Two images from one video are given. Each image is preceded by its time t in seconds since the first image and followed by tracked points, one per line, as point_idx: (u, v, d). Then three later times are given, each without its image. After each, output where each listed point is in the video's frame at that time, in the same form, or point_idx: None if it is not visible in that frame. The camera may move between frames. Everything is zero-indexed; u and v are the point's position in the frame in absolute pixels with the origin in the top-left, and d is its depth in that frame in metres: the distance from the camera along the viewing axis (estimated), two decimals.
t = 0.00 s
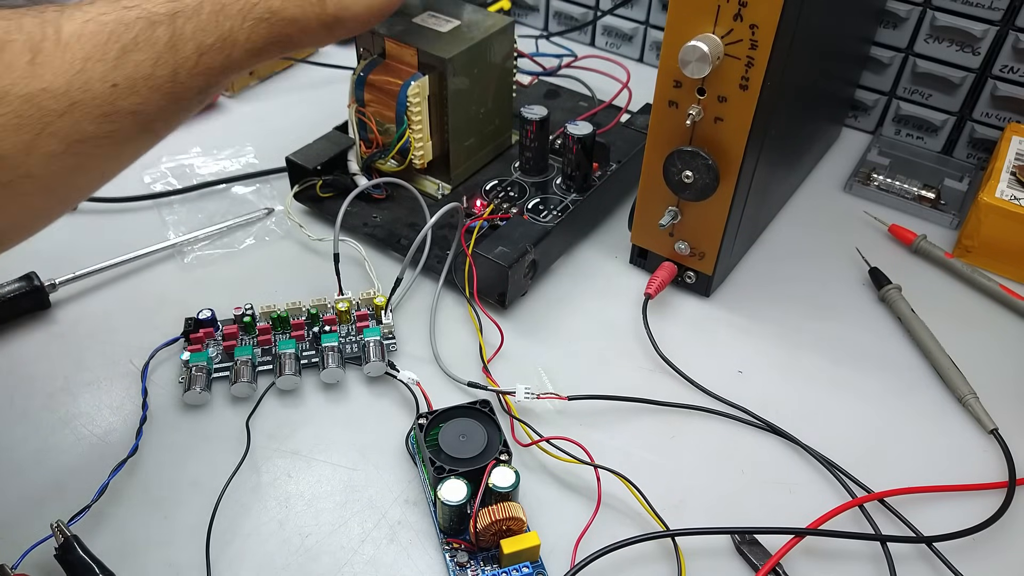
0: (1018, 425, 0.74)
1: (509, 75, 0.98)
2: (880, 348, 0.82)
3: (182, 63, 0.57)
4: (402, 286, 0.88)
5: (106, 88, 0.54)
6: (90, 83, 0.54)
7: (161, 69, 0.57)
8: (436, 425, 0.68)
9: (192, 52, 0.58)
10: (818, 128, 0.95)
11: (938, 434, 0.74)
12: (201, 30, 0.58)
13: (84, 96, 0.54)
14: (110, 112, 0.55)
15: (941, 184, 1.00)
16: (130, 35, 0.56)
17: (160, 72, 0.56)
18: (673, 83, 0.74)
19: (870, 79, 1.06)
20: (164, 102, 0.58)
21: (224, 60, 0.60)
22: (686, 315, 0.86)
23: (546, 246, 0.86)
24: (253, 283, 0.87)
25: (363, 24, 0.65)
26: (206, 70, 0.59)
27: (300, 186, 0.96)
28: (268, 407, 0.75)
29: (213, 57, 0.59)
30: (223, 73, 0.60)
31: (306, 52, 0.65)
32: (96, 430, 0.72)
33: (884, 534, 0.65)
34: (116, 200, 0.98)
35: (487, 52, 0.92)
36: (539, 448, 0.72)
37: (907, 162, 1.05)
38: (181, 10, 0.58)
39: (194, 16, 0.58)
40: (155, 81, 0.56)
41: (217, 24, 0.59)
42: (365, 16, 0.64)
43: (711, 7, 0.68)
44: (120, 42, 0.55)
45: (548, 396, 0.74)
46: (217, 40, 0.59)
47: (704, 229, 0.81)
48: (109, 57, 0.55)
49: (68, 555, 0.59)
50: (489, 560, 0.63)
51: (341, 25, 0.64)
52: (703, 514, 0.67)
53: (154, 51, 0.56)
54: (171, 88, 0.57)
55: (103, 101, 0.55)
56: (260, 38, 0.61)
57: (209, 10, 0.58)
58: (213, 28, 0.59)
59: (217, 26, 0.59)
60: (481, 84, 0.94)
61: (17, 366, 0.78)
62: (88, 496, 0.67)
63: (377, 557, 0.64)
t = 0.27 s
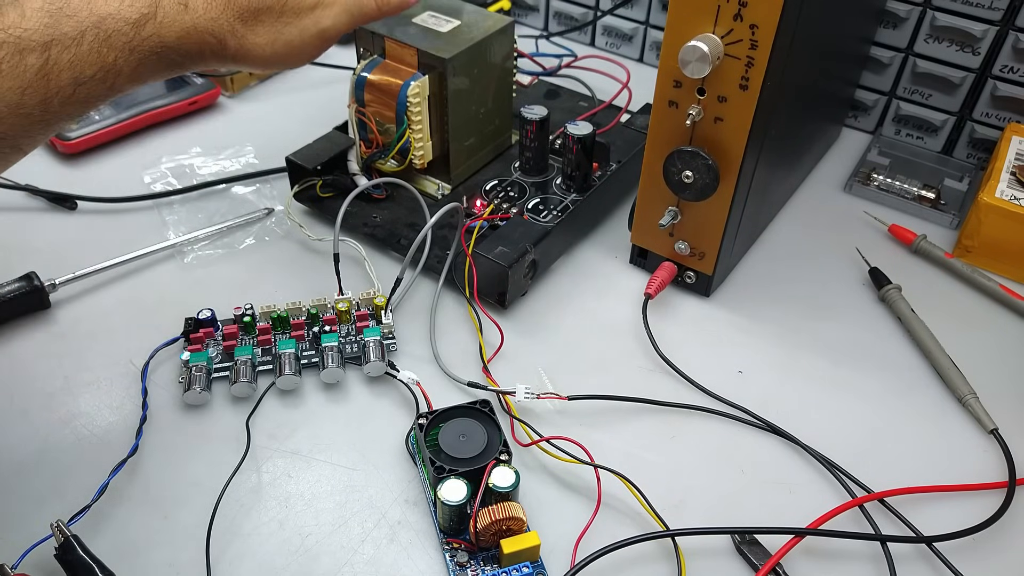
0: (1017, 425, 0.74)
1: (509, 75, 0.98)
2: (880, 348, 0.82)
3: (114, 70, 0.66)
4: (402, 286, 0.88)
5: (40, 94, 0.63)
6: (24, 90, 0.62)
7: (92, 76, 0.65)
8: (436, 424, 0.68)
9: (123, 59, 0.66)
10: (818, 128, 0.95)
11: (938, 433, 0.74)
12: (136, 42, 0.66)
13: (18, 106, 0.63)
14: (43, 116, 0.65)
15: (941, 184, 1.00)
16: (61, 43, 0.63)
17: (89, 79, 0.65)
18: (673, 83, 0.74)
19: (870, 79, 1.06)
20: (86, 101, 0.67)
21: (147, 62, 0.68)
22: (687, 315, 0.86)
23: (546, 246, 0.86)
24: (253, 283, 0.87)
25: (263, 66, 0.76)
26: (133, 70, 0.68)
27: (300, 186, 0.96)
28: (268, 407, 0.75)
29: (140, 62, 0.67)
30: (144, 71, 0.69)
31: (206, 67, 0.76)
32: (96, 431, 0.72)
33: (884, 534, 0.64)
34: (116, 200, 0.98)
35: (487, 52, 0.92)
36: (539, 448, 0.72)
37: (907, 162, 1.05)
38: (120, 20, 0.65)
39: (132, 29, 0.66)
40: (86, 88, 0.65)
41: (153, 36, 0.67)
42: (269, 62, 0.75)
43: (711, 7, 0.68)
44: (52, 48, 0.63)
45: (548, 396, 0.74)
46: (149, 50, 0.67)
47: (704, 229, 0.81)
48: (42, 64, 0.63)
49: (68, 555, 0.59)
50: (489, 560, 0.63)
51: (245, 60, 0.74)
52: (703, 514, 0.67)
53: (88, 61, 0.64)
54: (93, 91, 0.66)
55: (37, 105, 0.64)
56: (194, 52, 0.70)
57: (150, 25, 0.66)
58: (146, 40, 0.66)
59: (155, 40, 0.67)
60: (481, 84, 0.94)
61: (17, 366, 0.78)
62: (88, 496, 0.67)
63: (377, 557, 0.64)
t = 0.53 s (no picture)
0: (1017, 424, 0.74)
1: (509, 75, 0.98)
2: (880, 348, 0.82)
3: (116, 87, 0.63)
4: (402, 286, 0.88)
5: (41, 108, 0.61)
6: (26, 104, 0.61)
7: (95, 92, 0.62)
8: (436, 424, 0.68)
9: (127, 77, 0.63)
10: (818, 128, 0.95)
11: (938, 433, 0.74)
12: (139, 61, 0.63)
13: (19, 119, 0.61)
14: (47, 129, 0.63)
15: (941, 184, 1.00)
16: (64, 59, 0.61)
17: (93, 94, 0.62)
18: (674, 83, 0.74)
19: (870, 79, 1.06)
20: (92, 115, 0.64)
21: (154, 79, 0.65)
22: (687, 315, 0.86)
23: (547, 246, 0.86)
24: (253, 283, 0.87)
25: (268, 94, 0.68)
26: (136, 89, 0.64)
27: (300, 186, 0.96)
28: (268, 407, 0.75)
29: (143, 83, 0.64)
30: (151, 89, 0.66)
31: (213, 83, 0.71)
32: (95, 431, 0.72)
33: (884, 534, 0.64)
34: (115, 200, 0.98)
35: (487, 52, 0.92)
36: (539, 448, 0.72)
37: (907, 163, 1.05)
38: (125, 38, 0.62)
39: (136, 47, 0.62)
40: (88, 104, 0.63)
41: (155, 57, 0.63)
42: (269, 91, 0.67)
43: (711, 7, 0.68)
44: (54, 65, 0.61)
45: (548, 396, 0.74)
46: (152, 71, 0.64)
47: (704, 230, 0.81)
48: (45, 79, 0.61)
49: (68, 555, 0.59)
50: (489, 560, 0.63)
51: (246, 87, 0.67)
52: (702, 514, 0.67)
53: (90, 78, 0.62)
54: (99, 106, 0.64)
55: (40, 118, 0.62)
56: (196, 72, 0.65)
57: (153, 44, 0.63)
58: (148, 60, 0.63)
59: (157, 59, 0.63)
60: (481, 84, 0.94)
61: (16, 366, 0.78)
62: (88, 496, 0.67)
63: (377, 557, 0.63)
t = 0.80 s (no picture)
0: (1017, 424, 0.74)
1: (509, 75, 0.98)
2: (880, 348, 0.82)
3: (119, 96, 0.65)
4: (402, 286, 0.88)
5: (46, 114, 0.63)
6: (31, 110, 0.62)
7: (98, 101, 0.64)
8: (436, 424, 0.68)
9: (127, 85, 0.65)
10: (818, 128, 0.95)
11: (938, 433, 0.74)
12: (143, 74, 0.65)
13: (22, 123, 0.62)
14: (47, 134, 0.64)
15: (941, 184, 1.00)
16: (68, 69, 0.63)
17: (96, 103, 0.64)
18: (673, 83, 0.74)
19: (870, 79, 1.06)
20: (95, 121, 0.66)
21: (155, 90, 0.67)
22: (687, 315, 0.86)
23: (547, 246, 0.86)
24: (253, 283, 0.87)
25: (260, 107, 0.70)
26: (137, 98, 0.67)
27: (300, 186, 0.96)
28: (268, 407, 0.75)
29: (143, 91, 0.66)
30: (151, 99, 0.68)
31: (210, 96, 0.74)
32: (95, 431, 0.72)
33: (884, 534, 0.65)
34: (116, 200, 0.98)
35: (487, 52, 0.92)
36: (539, 448, 0.72)
37: (907, 162, 1.05)
38: (129, 49, 0.64)
39: (138, 59, 0.64)
40: (92, 112, 0.65)
41: (158, 69, 0.65)
42: (263, 107, 0.70)
43: (711, 7, 0.68)
44: (60, 74, 0.63)
45: (548, 396, 0.74)
46: (155, 82, 0.66)
47: (704, 230, 0.81)
48: (51, 87, 0.62)
49: (68, 555, 0.59)
50: (489, 560, 0.63)
51: (241, 102, 0.70)
52: (702, 513, 0.67)
53: (95, 88, 0.64)
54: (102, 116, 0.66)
55: (42, 125, 0.63)
56: (195, 86, 0.68)
57: (157, 57, 0.65)
58: (152, 72, 0.65)
59: (160, 72, 0.66)
60: (481, 84, 0.94)
61: (16, 366, 0.78)
62: (88, 496, 0.67)
63: (377, 557, 0.64)
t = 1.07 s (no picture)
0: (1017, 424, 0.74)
1: (509, 75, 0.98)
2: (880, 348, 0.82)
3: (107, 116, 0.73)
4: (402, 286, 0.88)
5: (39, 134, 0.69)
6: (25, 131, 0.68)
7: (88, 119, 0.71)
8: (436, 424, 0.68)
9: (117, 104, 0.73)
10: (818, 128, 0.95)
11: (938, 433, 0.74)
12: (129, 91, 0.73)
13: (15, 142, 0.68)
14: (37, 153, 0.70)
15: (941, 184, 1.00)
16: (60, 87, 0.69)
17: (85, 120, 0.71)
18: (674, 83, 0.74)
19: (870, 79, 1.06)
20: (84, 138, 0.73)
21: (144, 107, 0.75)
22: (687, 315, 0.86)
23: (546, 246, 0.86)
24: (253, 283, 0.87)
25: (245, 128, 0.82)
26: (124, 115, 0.74)
27: (300, 186, 0.96)
28: (268, 407, 0.75)
29: (131, 108, 0.74)
30: (137, 117, 0.76)
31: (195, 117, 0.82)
32: (95, 431, 0.72)
33: (884, 534, 0.64)
34: (116, 200, 0.98)
35: (487, 53, 0.92)
36: (539, 448, 0.72)
37: (907, 162, 1.05)
38: (119, 67, 0.72)
39: (127, 77, 0.73)
40: (79, 130, 0.71)
41: (146, 86, 0.74)
42: (248, 127, 0.81)
43: (711, 7, 0.68)
44: (53, 92, 0.69)
45: (548, 396, 0.74)
46: (140, 99, 0.74)
47: (704, 230, 0.81)
48: (42, 107, 0.69)
49: (68, 555, 0.59)
50: (489, 560, 0.63)
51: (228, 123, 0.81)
52: (703, 513, 0.67)
53: (84, 108, 0.71)
54: (89, 131, 0.72)
55: (33, 144, 0.69)
56: (181, 101, 0.77)
57: (145, 75, 0.74)
58: (138, 89, 0.73)
59: (147, 90, 0.74)
60: (481, 84, 0.94)
61: (17, 366, 0.78)
62: (88, 496, 0.67)
63: (377, 557, 0.64)
